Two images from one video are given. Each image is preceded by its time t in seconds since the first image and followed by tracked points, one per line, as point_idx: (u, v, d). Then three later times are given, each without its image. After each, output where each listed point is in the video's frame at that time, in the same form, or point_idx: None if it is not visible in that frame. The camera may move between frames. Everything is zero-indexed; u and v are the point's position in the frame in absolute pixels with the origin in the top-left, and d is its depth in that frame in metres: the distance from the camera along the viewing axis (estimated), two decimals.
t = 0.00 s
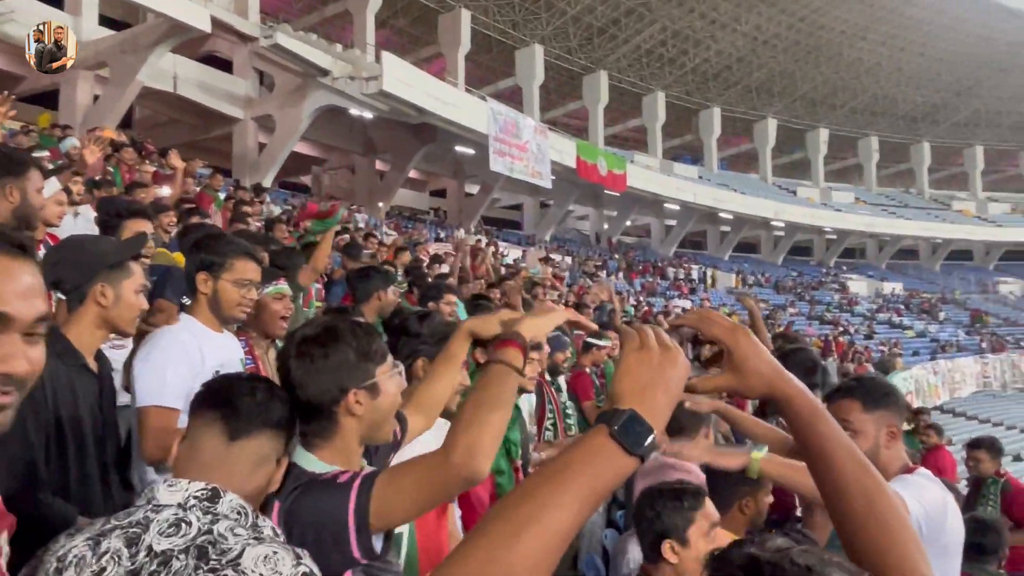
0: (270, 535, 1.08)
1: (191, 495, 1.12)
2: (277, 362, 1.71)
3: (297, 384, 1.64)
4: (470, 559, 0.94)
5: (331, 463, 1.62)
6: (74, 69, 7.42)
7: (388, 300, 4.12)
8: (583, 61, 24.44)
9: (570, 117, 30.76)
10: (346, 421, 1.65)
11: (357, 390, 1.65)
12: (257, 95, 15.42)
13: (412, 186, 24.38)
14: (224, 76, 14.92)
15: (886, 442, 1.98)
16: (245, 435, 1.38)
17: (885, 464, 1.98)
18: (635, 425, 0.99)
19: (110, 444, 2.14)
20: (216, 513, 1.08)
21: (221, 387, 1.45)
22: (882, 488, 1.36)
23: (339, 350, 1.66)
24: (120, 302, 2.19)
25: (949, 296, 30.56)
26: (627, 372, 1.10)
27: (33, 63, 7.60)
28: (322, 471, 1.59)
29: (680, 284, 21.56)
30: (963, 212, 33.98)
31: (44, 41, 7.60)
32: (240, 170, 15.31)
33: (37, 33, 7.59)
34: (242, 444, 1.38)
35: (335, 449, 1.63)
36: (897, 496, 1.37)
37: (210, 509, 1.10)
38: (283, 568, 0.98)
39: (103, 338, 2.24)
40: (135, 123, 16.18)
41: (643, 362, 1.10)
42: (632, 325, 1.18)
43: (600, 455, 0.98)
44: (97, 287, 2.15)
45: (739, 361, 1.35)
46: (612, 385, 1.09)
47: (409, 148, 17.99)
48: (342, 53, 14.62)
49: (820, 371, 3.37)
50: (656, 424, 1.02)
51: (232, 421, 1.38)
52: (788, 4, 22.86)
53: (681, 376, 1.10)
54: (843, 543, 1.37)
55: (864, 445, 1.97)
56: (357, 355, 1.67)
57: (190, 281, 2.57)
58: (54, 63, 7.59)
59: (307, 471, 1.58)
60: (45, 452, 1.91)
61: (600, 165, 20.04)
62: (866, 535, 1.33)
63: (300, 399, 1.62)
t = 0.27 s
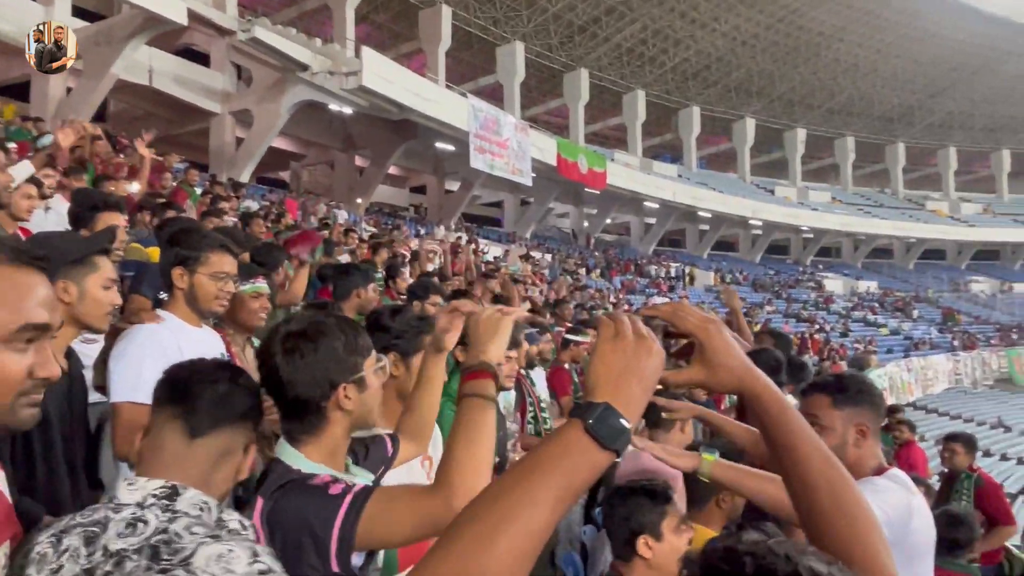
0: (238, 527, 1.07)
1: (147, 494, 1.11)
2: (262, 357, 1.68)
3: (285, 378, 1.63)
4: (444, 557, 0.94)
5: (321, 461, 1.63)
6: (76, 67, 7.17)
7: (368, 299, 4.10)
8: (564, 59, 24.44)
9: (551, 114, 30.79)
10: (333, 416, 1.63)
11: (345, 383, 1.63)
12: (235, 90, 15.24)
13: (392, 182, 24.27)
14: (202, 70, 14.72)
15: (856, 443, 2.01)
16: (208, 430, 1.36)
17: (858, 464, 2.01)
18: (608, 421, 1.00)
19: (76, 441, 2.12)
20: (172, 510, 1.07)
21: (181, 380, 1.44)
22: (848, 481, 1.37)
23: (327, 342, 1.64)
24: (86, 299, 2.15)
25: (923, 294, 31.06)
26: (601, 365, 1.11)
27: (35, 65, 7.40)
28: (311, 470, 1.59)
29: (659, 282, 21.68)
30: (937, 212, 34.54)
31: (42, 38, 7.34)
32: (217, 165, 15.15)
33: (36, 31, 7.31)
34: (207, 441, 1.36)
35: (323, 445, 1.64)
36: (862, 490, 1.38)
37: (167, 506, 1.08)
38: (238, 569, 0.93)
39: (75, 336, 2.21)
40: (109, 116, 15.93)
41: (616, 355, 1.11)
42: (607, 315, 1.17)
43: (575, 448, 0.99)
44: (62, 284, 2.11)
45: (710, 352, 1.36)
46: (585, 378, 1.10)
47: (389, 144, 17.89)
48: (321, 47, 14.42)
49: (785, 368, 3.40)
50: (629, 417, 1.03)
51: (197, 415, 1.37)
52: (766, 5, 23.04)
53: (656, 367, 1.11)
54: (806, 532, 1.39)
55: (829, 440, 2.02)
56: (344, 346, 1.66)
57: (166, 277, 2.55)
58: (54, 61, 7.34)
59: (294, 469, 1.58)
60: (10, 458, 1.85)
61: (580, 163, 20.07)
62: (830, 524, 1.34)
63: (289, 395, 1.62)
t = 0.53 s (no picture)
0: (178, 511, 1.21)
1: (77, 483, 1.23)
2: (248, 348, 1.65)
3: (278, 370, 1.60)
4: (414, 561, 0.93)
5: (305, 458, 1.60)
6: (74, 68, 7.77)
7: (348, 296, 4.07)
8: (546, 57, 24.44)
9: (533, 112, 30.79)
10: (322, 409, 1.63)
11: (337, 375, 1.64)
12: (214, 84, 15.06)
13: (373, 178, 24.15)
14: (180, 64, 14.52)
15: (821, 445, 2.08)
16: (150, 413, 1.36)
17: (829, 466, 2.08)
18: (583, 422, 1.00)
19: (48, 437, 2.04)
20: (104, 497, 1.20)
21: (120, 351, 1.44)
22: (810, 480, 1.38)
23: (321, 331, 1.65)
24: (53, 296, 2.14)
25: (899, 292, 31.49)
26: (571, 366, 1.11)
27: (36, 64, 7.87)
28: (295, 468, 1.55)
29: (639, 280, 21.79)
30: (913, 212, 35.04)
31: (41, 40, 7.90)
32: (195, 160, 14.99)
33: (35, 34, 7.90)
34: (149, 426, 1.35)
35: (303, 439, 1.61)
36: (823, 488, 1.40)
37: (98, 494, 1.21)
38: (149, 552, 1.09)
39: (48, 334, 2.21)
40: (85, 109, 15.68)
41: (587, 355, 1.11)
42: (577, 311, 1.17)
43: (549, 449, 0.99)
44: (27, 280, 2.12)
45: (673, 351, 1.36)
46: (558, 378, 1.10)
47: (370, 140, 17.80)
48: (301, 42, 14.33)
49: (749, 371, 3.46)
50: (602, 416, 1.04)
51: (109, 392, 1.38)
52: (747, 5, 23.21)
53: (625, 366, 1.12)
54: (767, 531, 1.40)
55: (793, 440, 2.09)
56: (337, 336, 1.67)
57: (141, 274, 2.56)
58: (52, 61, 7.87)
59: (278, 465, 1.53)
60: None
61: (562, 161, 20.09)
62: (790, 523, 1.35)
63: (280, 385, 1.60)
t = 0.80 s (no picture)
0: (118, 504, 1.28)
1: (23, 477, 1.29)
2: (235, 347, 1.63)
3: (262, 373, 1.58)
4: (387, 561, 0.92)
5: (278, 464, 1.61)
6: (77, 68, 7.58)
7: (319, 290, 4.03)
8: (529, 54, 24.43)
9: (515, 109, 30.76)
10: (302, 416, 1.63)
11: (321, 383, 1.63)
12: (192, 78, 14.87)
13: (354, 174, 23.98)
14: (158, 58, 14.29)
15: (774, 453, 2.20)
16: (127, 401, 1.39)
17: (790, 471, 2.18)
18: (559, 421, 1.01)
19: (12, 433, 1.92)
20: (46, 489, 1.25)
21: (119, 336, 1.47)
22: (766, 478, 1.41)
23: (310, 337, 1.64)
24: (20, 297, 2.11)
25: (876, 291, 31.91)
26: (542, 361, 1.12)
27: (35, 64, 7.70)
28: (272, 477, 1.58)
29: (621, 278, 21.84)
30: (890, 212, 35.47)
31: (39, 37, 7.68)
32: (173, 155, 14.81)
33: (33, 29, 7.61)
34: (125, 414, 1.38)
35: (277, 447, 1.61)
36: (780, 485, 1.42)
37: (41, 487, 1.26)
38: (62, 541, 1.17)
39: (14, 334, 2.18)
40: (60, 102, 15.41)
41: (559, 351, 1.12)
42: (543, 309, 1.17)
43: (524, 446, 1.00)
44: None
45: (635, 346, 1.37)
46: (532, 372, 1.11)
47: (352, 136, 17.68)
48: (282, 37, 14.20)
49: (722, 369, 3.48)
50: (576, 409, 1.05)
51: (73, 352, 1.40)
52: (729, 4, 23.35)
53: (594, 363, 1.13)
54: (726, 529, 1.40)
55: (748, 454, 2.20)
56: (323, 344, 1.66)
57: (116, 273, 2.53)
58: (55, 61, 7.66)
59: (254, 473, 1.53)
60: None
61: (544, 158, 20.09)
62: (749, 519, 1.36)
63: (263, 390, 1.58)
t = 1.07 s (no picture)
0: (66, 496, 1.27)
1: None
2: (234, 345, 1.60)
3: (264, 373, 1.56)
4: (368, 557, 0.91)
5: (271, 467, 1.59)
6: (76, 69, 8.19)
7: (299, 286, 4.00)
8: (511, 51, 24.39)
9: (498, 106, 30.73)
10: (303, 415, 1.62)
11: (322, 382, 1.62)
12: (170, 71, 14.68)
13: (335, 170, 23.84)
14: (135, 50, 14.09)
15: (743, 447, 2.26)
16: (74, 397, 1.39)
17: (760, 461, 2.23)
18: (539, 411, 1.02)
19: None
20: None
21: (79, 331, 1.49)
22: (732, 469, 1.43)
23: (312, 338, 1.62)
24: None
25: (854, 288, 32.31)
26: (518, 353, 1.12)
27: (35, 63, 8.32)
28: (260, 478, 1.54)
29: (603, 275, 21.92)
30: (868, 211, 35.92)
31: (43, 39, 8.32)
32: (151, 149, 14.63)
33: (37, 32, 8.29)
34: (76, 408, 1.38)
35: (272, 449, 1.59)
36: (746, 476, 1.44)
37: None
38: None
39: None
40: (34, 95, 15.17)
41: (534, 342, 1.12)
42: (516, 299, 1.17)
43: (501, 436, 1.00)
44: None
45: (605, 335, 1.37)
46: (506, 365, 1.11)
47: (332, 132, 17.57)
48: (262, 31, 14.06)
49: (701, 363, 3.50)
50: (550, 400, 1.06)
51: (24, 345, 1.40)
52: (710, 3, 23.47)
53: (569, 353, 1.14)
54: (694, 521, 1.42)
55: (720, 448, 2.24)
56: (326, 344, 1.64)
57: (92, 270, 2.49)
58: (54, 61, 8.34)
59: (242, 474, 1.52)
60: None
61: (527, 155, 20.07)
62: (718, 511, 1.38)
63: (265, 390, 1.56)
